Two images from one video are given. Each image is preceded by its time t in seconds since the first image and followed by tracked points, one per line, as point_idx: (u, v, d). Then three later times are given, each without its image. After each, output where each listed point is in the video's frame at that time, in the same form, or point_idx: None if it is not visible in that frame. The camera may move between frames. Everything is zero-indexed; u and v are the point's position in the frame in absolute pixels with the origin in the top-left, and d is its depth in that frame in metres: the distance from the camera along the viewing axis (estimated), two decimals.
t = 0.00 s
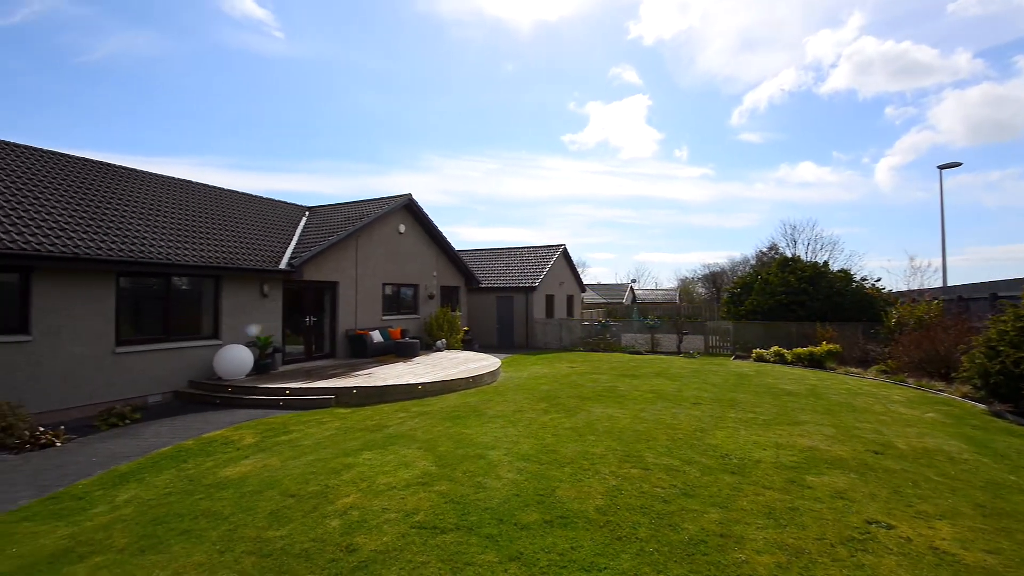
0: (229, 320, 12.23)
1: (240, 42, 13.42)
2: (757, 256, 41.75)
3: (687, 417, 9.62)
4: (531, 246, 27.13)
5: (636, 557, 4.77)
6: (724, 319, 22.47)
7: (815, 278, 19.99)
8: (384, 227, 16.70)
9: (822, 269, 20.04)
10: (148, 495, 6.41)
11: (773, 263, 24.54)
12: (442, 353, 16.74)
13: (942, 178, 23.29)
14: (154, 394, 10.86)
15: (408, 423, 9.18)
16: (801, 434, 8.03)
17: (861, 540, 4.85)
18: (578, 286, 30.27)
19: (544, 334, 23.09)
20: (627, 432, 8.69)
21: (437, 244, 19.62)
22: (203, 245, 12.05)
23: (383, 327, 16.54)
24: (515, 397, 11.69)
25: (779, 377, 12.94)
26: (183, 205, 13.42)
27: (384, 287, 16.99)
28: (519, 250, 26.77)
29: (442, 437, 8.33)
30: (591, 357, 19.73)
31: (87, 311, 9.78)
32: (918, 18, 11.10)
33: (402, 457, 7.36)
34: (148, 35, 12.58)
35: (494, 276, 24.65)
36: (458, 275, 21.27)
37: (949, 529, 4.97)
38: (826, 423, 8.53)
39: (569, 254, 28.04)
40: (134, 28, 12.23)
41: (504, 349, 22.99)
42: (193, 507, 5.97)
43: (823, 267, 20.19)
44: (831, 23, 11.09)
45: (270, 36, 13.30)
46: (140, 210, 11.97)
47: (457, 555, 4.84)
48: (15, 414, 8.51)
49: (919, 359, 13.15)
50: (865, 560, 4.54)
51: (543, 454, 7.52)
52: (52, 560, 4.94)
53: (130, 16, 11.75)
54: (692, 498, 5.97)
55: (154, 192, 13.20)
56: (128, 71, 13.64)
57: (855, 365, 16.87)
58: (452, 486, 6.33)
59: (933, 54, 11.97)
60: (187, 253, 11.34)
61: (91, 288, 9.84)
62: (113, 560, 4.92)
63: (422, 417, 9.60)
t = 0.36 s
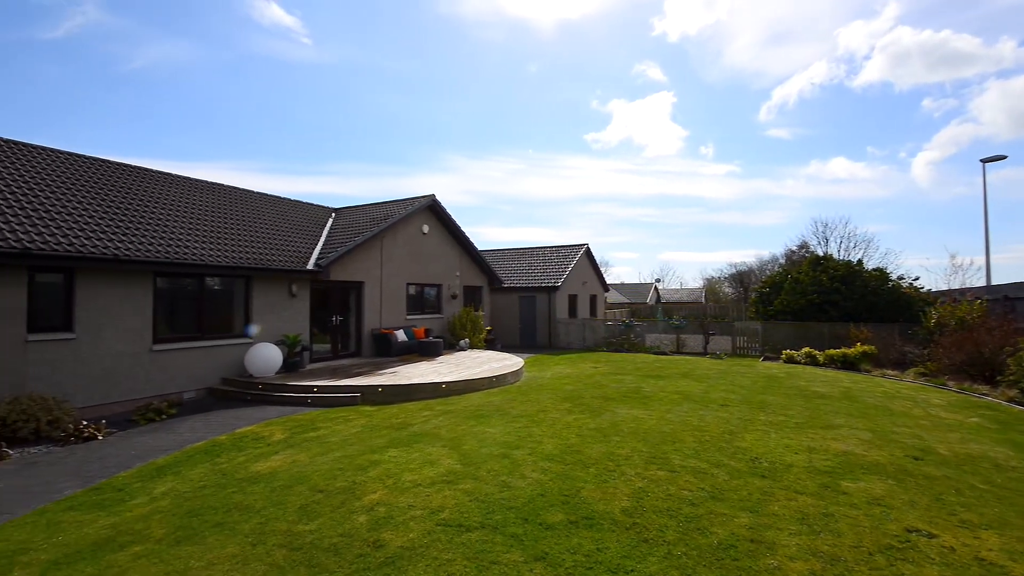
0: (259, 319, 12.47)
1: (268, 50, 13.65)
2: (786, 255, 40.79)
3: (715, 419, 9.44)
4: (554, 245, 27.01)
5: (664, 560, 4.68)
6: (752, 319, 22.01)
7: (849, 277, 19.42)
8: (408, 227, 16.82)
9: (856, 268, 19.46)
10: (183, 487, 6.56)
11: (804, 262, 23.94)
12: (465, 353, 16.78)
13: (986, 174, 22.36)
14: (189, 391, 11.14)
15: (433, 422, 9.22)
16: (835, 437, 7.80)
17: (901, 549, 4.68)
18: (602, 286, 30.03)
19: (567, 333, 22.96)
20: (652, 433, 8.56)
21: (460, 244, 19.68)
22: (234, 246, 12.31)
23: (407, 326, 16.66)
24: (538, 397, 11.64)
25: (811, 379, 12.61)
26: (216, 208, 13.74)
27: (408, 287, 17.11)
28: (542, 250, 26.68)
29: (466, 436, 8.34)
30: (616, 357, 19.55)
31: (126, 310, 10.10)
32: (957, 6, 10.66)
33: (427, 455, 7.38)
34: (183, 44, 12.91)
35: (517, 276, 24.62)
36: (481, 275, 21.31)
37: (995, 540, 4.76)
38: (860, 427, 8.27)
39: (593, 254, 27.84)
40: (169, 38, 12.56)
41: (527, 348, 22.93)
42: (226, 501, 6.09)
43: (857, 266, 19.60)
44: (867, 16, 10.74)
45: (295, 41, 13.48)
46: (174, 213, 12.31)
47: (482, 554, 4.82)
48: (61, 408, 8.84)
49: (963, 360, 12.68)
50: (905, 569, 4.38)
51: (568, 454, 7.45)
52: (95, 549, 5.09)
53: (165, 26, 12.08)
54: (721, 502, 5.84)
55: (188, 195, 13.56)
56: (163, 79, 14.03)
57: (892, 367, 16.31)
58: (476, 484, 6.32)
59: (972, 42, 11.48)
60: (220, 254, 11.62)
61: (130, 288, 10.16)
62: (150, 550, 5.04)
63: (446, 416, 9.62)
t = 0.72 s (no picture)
0: (290, 319, 12.70)
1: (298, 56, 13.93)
2: (819, 254, 39.72)
3: (746, 421, 9.23)
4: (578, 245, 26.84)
5: (695, 564, 4.59)
6: (784, 320, 21.49)
7: (887, 276, 18.80)
8: (433, 228, 16.91)
9: (895, 267, 18.82)
10: (220, 481, 6.71)
11: (840, 261, 23.26)
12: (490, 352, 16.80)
13: None
14: (224, 388, 11.42)
15: (459, 421, 9.24)
16: (873, 442, 7.54)
17: (947, 561, 4.48)
18: (627, 286, 29.75)
19: (592, 334, 22.80)
20: (681, 435, 8.41)
21: (484, 244, 19.71)
22: (267, 247, 12.57)
23: (433, 326, 16.76)
24: (564, 397, 11.57)
25: (847, 382, 12.23)
26: (248, 211, 14.06)
27: (433, 287, 17.21)
28: (566, 250, 26.56)
29: (492, 435, 8.33)
30: (643, 358, 19.31)
31: (165, 309, 10.40)
32: None
33: (453, 453, 7.40)
34: (217, 54, 13.26)
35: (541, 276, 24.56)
36: (506, 275, 21.32)
37: None
38: (900, 432, 7.98)
39: (617, 253, 27.60)
40: (204, 48, 12.92)
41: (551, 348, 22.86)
42: (260, 495, 6.20)
43: (896, 264, 18.95)
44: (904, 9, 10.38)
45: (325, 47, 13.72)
46: (210, 215, 12.65)
47: (509, 553, 4.79)
48: (105, 403, 9.15)
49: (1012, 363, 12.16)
50: None
51: (595, 455, 7.37)
52: (137, 538, 5.24)
53: (200, 36, 12.43)
54: (754, 507, 5.69)
55: (223, 198, 13.92)
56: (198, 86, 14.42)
57: (933, 369, 15.71)
58: (503, 483, 6.30)
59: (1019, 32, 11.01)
60: (253, 255, 11.90)
61: (169, 288, 10.47)
62: (190, 540, 5.17)
63: (471, 415, 9.64)
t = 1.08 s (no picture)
0: (322, 318, 12.92)
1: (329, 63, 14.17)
2: (856, 252, 38.47)
3: (780, 425, 8.98)
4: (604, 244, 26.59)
5: (730, 570, 4.47)
6: (819, 320, 20.89)
7: (931, 275, 18.06)
8: (459, 228, 16.98)
9: (940, 265, 18.07)
10: (256, 475, 6.86)
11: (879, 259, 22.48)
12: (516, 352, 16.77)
13: None
14: (259, 384, 11.68)
15: (486, 419, 9.25)
16: (917, 449, 7.25)
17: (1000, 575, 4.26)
18: (655, 286, 29.35)
19: (619, 334, 22.56)
20: (712, 438, 8.23)
21: (510, 244, 19.70)
22: (299, 248, 12.82)
23: (459, 326, 16.83)
24: (591, 398, 11.46)
25: (888, 385, 11.79)
26: (281, 213, 14.37)
27: (460, 287, 17.27)
28: (593, 249, 26.36)
29: (519, 435, 8.30)
30: (672, 359, 19.01)
31: (204, 308, 10.70)
32: None
33: (481, 452, 7.40)
34: (251, 62, 13.60)
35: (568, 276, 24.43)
36: (532, 275, 21.27)
37: None
38: (946, 439, 7.64)
39: (645, 253, 27.26)
40: (238, 56, 13.26)
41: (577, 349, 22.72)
42: (294, 489, 6.30)
43: (941, 262, 18.20)
44: None
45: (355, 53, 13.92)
46: (245, 218, 12.98)
47: (538, 553, 4.75)
48: (149, 398, 9.47)
49: None
50: None
51: (623, 456, 7.27)
52: (179, 528, 5.38)
53: (235, 47, 12.76)
54: (790, 513, 5.52)
55: (257, 201, 14.26)
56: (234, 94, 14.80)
57: (982, 373, 15.06)
58: (532, 483, 6.26)
59: None
60: (286, 256, 12.14)
61: (207, 288, 10.76)
62: (229, 531, 5.29)
63: (498, 414, 9.62)
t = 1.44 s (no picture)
0: (352, 317, 13.11)
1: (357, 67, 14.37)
2: (897, 251, 37.11)
3: (818, 429, 8.71)
4: (632, 244, 26.27)
5: None
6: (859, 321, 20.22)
7: (981, 274, 17.33)
8: (485, 229, 17.00)
9: (990, 264, 17.31)
10: (291, 469, 6.99)
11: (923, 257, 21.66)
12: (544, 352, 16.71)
13: None
14: (293, 381, 11.93)
15: (514, 419, 9.24)
16: (966, 457, 6.93)
17: None
18: (684, 286, 28.89)
19: (647, 335, 22.27)
20: (746, 442, 8.04)
21: (536, 244, 19.64)
22: (330, 249, 13.04)
23: (486, 325, 16.86)
24: (620, 399, 11.33)
25: (934, 390, 11.32)
26: (313, 215, 14.64)
27: (486, 287, 17.31)
28: (621, 248, 26.08)
29: (548, 435, 8.25)
30: (703, 360, 18.67)
31: (241, 307, 10.97)
32: None
33: (509, 452, 7.38)
34: (283, 67, 13.89)
35: (595, 276, 24.24)
36: (558, 275, 21.17)
37: None
38: (998, 447, 7.29)
39: (674, 252, 26.85)
40: (271, 62, 13.56)
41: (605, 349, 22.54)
42: (328, 484, 6.41)
43: (990, 261, 17.42)
44: None
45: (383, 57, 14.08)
46: (279, 220, 13.26)
47: (569, 554, 4.71)
48: (190, 393, 9.77)
49: None
50: None
51: (654, 459, 7.16)
52: (220, 519, 5.52)
53: (268, 54, 13.06)
54: (831, 520, 5.34)
55: (290, 204, 14.57)
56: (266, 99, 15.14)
57: None
58: (561, 483, 6.22)
59: None
60: (318, 256, 12.36)
61: (244, 288, 11.03)
62: (267, 523, 5.40)
63: (526, 414, 9.59)
